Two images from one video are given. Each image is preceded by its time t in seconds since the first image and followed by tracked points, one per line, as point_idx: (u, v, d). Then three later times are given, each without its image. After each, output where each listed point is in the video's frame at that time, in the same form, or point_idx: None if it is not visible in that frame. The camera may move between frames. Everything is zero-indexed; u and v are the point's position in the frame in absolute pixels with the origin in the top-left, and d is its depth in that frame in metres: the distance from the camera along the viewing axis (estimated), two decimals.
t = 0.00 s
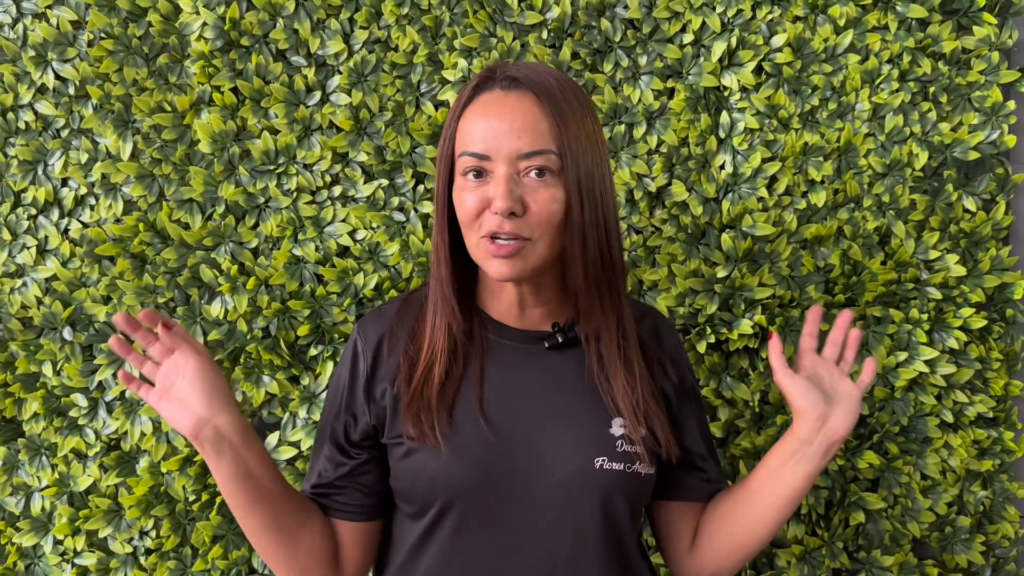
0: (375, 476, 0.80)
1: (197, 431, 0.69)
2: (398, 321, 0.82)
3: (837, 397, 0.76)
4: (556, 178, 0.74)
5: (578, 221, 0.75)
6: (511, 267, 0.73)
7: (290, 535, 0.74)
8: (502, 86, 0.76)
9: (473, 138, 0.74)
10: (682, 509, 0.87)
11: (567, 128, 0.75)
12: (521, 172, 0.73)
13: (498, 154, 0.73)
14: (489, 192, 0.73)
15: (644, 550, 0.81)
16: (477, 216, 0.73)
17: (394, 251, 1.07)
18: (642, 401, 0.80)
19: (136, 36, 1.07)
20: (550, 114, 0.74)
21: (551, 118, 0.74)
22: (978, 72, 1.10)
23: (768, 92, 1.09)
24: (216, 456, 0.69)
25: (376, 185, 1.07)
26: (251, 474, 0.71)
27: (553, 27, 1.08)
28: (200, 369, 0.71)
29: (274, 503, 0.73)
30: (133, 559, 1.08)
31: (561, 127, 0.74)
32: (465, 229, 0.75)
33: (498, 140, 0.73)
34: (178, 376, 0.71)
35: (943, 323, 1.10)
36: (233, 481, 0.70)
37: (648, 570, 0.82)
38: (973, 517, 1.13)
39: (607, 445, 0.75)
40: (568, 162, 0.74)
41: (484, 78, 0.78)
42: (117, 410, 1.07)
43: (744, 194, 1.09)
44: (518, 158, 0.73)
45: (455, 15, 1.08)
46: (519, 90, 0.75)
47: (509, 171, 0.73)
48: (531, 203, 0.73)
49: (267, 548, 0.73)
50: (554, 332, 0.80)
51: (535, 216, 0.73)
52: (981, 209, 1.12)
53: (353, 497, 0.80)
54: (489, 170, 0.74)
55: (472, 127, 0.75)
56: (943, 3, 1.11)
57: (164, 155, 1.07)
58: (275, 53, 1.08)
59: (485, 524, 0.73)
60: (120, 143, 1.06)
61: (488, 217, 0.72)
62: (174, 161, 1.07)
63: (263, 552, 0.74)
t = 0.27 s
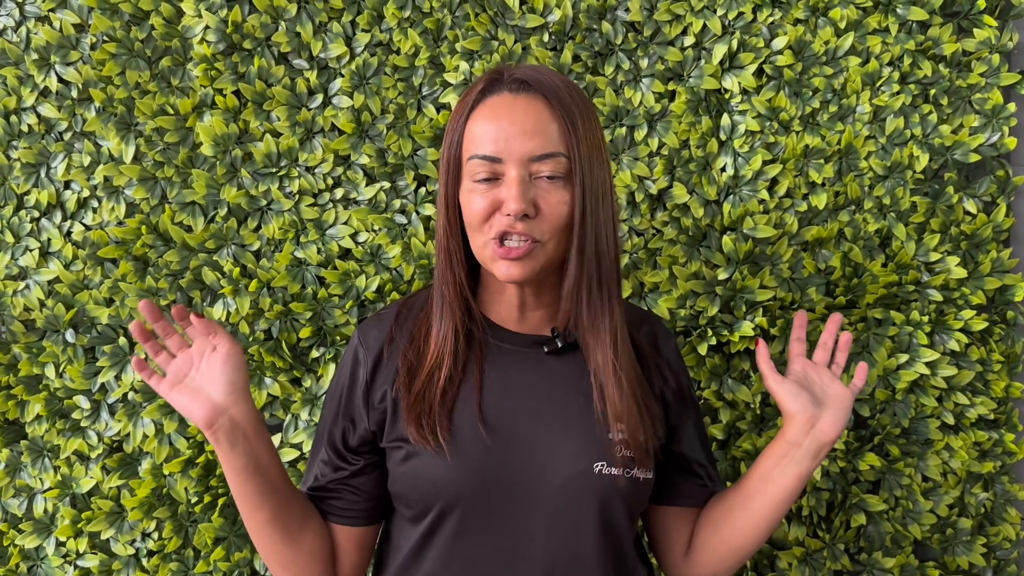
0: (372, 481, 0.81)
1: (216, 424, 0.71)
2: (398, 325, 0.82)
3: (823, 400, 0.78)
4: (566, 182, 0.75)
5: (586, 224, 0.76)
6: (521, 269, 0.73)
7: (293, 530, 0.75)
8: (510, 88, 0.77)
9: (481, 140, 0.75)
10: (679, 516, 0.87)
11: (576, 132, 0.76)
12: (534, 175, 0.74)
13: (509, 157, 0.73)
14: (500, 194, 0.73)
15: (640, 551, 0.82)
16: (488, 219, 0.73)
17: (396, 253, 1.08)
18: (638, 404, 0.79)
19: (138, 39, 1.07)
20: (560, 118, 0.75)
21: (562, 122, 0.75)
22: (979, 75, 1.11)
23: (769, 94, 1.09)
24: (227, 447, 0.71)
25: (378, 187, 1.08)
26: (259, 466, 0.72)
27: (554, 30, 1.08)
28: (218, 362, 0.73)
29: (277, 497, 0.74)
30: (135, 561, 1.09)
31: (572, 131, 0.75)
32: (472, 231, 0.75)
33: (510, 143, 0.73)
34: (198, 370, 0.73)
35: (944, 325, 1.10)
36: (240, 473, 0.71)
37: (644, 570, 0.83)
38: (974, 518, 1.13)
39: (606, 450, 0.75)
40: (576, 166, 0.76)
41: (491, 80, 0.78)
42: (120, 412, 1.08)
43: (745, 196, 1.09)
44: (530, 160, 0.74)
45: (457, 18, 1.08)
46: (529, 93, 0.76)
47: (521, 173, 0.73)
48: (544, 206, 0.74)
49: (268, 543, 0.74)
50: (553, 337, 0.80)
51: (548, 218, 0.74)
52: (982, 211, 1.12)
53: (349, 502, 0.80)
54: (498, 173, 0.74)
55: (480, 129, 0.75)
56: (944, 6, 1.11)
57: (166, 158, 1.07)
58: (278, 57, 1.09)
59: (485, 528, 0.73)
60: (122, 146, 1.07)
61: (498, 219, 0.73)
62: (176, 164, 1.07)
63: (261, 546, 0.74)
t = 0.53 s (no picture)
0: (369, 487, 0.81)
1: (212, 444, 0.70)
2: (392, 330, 0.82)
3: (829, 407, 0.76)
4: (566, 180, 0.76)
5: (584, 222, 0.77)
6: (524, 268, 0.73)
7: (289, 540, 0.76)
8: (510, 87, 0.78)
9: (483, 139, 0.75)
10: (679, 516, 0.87)
11: (576, 133, 0.77)
12: (537, 172, 0.75)
13: (511, 155, 0.74)
14: (503, 192, 0.73)
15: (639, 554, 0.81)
16: (490, 216, 0.73)
17: (396, 255, 1.08)
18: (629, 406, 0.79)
19: (139, 41, 1.07)
20: (560, 117, 0.76)
21: (562, 122, 0.76)
22: (980, 76, 1.11)
23: (769, 96, 1.09)
24: (224, 464, 0.71)
25: (378, 189, 1.08)
26: (256, 481, 0.73)
27: (555, 32, 1.08)
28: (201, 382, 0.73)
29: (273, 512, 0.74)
30: (136, 563, 1.09)
31: (572, 131, 0.77)
32: (471, 231, 0.76)
33: (512, 141, 0.74)
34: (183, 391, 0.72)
35: (945, 327, 1.10)
36: (239, 488, 0.71)
37: (643, 570, 0.82)
38: (975, 520, 1.13)
39: (602, 452, 0.75)
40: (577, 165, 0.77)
41: (489, 81, 0.79)
42: (120, 413, 1.07)
43: (746, 198, 1.09)
44: (533, 156, 0.74)
45: (458, 20, 1.08)
46: (529, 93, 0.77)
47: (524, 170, 0.74)
48: (548, 203, 0.74)
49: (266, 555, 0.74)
50: (548, 338, 0.80)
51: (552, 216, 0.75)
52: (983, 212, 1.12)
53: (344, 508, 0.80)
54: (499, 171, 0.74)
55: (482, 128, 0.75)
56: (944, 7, 1.11)
57: (167, 159, 1.07)
58: (278, 58, 1.09)
59: (482, 532, 0.73)
60: (123, 148, 1.07)
61: (503, 217, 0.73)
62: (177, 165, 1.07)
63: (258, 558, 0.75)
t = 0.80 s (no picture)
0: (359, 491, 0.81)
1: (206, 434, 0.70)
2: (387, 334, 0.82)
3: (832, 389, 0.74)
4: (564, 175, 0.78)
5: (582, 217, 0.79)
6: (521, 260, 0.74)
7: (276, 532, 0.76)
8: (509, 84, 0.79)
9: (482, 133, 0.76)
10: (686, 513, 0.87)
11: (573, 130, 0.79)
12: (536, 166, 0.76)
13: (510, 148, 0.75)
14: (502, 183, 0.74)
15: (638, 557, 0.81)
16: (488, 209, 0.74)
17: (396, 257, 1.08)
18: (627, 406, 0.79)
19: (139, 43, 1.07)
20: (558, 113, 0.78)
21: (560, 118, 0.78)
22: (979, 78, 1.11)
23: (769, 97, 1.09)
24: (216, 453, 0.70)
25: (378, 191, 1.08)
26: (246, 472, 0.72)
27: (554, 34, 1.08)
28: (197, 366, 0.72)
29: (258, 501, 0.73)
30: (135, 565, 1.09)
31: (570, 128, 0.78)
32: (468, 225, 0.76)
33: (511, 135, 0.75)
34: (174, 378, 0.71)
35: (945, 328, 1.10)
36: (230, 477, 0.71)
37: (641, 571, 0.82)
38: (975, 522, 1.13)
39: (598, 453, 0.75)
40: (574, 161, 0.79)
41: (487, 79, 0.79)
42: (120, 415, 1.07)
43: (745, 200, 1.09)
44: (531, 150, 0.76)
45: (457, 22, 1.09)
46: (527, 90, 0.78)
47: (523, 162, 0.75)
48: (547, 195, 0.76)
49: (250, 547, 0.73)
50: (544, 339, 0.81)
51: (551, 209, 0.76)
52: (983, 214, 1.12)
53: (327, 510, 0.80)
54: (498, 164, 0.75)
55: (481, 122, 0.76)
56: (944, 9, 1.11)
57: (167, 161, 1.07)
58: (278, 60, 1.09)
59: (479, 536, 0.73)
60: (123, 150, 1.07)
61: (502, 208, 0.73)
62: (177, 167, 1.07)
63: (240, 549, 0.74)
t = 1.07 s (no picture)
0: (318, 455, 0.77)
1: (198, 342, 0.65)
2: (385, 327, 0.83)
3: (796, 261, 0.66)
4: (568, 185, 0.79)
5: (581, 227, 0.81)
6: (524, 268, 0.75)
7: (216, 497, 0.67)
8: (521, 91, 0.79)
9: (492, 138, 0.76)
10: (736, 456, 0.73)
11: (579, 141, 0.80)
12: (543, 175, 0.77)
13: (520, 156, 0.76)
14: (511, 191, 0.75)
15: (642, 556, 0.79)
16: (494, 215, 0.75)
17: (396, 258, 1.08)
18: (620, 399, 0.78)
19: (140, 45, 1.07)
20: (565, 125, 0.79)
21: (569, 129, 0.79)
22: (979, 79, 1.11)
23: (769, 99, 1.09)
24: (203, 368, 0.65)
25: (378, 193, 1.08)
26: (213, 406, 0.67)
27: (554, 36, 1.08)
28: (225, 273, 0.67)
29: (210, 454, 0.66)
30: (135, 567, 1.09)
31: (576, 140, 0.80)
32: (472, 227, 0.77)
33: (523, 143, 0.76)
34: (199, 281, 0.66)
35: (945, 330, 1.10)
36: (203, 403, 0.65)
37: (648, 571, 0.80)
38: (975, 524, 1.12)
39: (589, 440, 0.74)
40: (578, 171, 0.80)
41: (499, 82, 0.80)
42: (120, 417, 1.07)
43: (745, 202, 1.09)
44: (540, 159, 0.77)
45: (457, 24, 1.09)
46: (537, 97, 0.79)
47: (533, 173, 0.76)
48: (552, 205, 0.77)
49: (180, 494, 0.65)
50: (539, 334, 0.81)
51: (555, 218, 0.77)
52: (983, 215, 1.12)
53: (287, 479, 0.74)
54: (506, 170, 0.76)
55: (491, 128, 0.77)
56: (943, 11, 1.11)
57: (167, 163, 1.08)
58: (278, 62, 1.09)
59: (473, 527, 0.72)
60: (124, 151, 1.07)
61: (508, 216, 0.75)
62: (177, 169, 1.07)
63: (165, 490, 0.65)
